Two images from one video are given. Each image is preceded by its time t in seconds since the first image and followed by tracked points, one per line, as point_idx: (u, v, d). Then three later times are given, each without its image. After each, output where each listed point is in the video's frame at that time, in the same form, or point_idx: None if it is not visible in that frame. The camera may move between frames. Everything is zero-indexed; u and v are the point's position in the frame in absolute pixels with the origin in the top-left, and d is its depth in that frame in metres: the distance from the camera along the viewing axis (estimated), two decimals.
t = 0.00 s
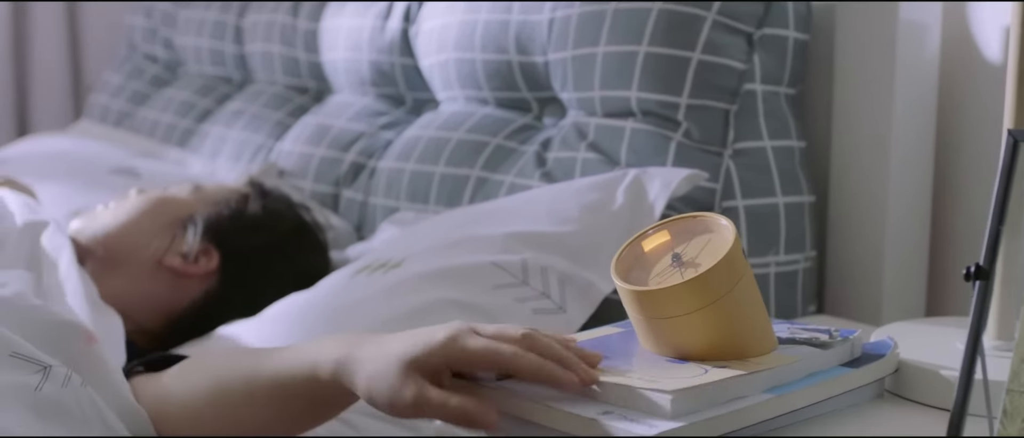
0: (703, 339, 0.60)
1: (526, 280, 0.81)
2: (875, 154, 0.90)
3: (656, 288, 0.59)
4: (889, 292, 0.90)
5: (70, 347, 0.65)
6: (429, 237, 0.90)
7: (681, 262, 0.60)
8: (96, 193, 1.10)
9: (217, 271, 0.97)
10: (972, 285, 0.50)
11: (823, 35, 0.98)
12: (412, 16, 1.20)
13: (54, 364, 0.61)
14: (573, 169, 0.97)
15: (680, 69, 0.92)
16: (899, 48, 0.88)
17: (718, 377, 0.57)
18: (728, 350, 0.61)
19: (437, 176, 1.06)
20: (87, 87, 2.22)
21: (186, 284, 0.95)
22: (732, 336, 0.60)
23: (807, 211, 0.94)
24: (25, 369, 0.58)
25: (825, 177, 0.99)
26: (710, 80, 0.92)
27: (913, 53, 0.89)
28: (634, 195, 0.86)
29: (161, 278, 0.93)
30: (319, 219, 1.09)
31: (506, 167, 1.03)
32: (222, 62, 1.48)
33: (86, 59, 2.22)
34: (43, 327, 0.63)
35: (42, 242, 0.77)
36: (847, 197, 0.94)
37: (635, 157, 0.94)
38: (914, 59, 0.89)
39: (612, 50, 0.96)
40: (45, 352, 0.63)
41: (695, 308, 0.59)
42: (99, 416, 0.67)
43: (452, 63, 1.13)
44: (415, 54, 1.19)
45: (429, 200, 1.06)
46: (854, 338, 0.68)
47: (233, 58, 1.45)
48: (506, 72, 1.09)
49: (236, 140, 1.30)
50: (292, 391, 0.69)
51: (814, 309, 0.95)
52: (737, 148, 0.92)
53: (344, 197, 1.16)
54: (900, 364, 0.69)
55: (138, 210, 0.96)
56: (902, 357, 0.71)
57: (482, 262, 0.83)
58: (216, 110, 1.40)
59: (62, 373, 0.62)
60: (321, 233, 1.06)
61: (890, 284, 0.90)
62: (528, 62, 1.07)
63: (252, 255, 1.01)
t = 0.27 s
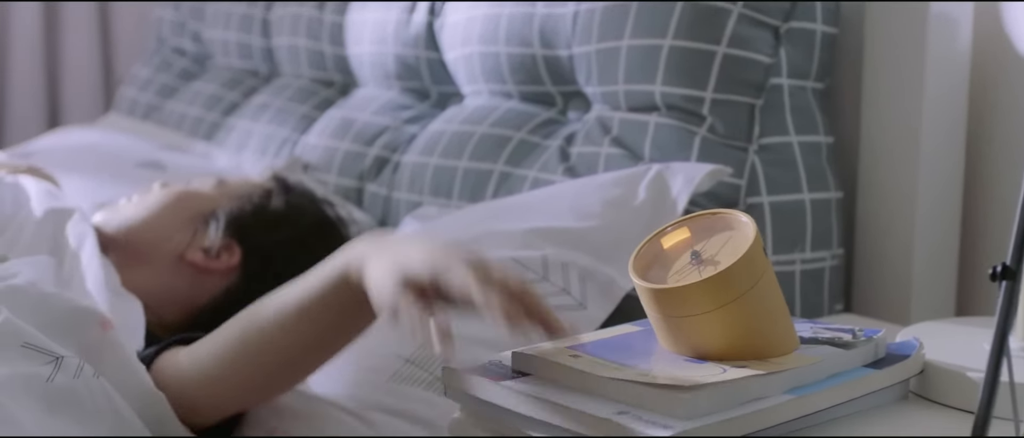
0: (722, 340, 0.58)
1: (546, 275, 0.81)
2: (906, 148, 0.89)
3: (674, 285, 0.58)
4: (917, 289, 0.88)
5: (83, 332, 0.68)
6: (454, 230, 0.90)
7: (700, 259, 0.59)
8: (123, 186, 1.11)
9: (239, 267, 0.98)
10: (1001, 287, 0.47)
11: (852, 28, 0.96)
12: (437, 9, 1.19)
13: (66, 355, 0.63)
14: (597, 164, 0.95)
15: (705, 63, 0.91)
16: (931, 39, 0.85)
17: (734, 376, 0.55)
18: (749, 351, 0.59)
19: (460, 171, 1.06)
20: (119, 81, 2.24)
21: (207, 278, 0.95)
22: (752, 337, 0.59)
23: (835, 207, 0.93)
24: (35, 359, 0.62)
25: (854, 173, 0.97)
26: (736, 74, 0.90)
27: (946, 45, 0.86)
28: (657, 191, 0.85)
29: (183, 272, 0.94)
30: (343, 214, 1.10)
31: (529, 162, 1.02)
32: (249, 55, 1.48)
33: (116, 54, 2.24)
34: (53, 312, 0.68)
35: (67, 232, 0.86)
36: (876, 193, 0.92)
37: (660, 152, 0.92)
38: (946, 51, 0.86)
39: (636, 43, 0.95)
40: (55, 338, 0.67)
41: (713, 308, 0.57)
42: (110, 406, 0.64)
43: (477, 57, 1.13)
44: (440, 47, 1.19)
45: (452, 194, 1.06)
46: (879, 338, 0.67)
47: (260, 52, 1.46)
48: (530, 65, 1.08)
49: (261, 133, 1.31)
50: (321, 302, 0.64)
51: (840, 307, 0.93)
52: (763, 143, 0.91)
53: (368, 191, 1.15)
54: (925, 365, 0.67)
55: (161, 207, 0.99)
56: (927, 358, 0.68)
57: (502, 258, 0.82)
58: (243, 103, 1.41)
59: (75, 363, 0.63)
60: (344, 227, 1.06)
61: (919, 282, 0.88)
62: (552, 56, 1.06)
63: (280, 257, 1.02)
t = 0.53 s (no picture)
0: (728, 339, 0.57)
1: (558, 272, 0.82)
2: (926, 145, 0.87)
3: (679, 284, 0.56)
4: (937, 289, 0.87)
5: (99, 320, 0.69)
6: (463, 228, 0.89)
7: (711, 259, 0.57)
8: (141, 180, 1.13)
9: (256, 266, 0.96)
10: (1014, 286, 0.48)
11: (871, 23, 0.95)
12: (453, 4, 1.19)
13: (73, 347, 0.61)
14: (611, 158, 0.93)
15: (721, 58, 0.90)
16: (950, 34, 0.84)
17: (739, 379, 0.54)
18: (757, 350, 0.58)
19: (475, 166, 1.05)
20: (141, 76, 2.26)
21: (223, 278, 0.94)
22: (759, 335, 0.57)
23: (852, 205, 0.92)
24: (43, 351, 0.58)
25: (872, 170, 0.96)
26: (752, 69, 0.89)
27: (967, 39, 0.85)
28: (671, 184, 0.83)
29: (199, 269, 0.94)
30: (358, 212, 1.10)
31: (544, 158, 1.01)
32: (266, 49, 1.49)
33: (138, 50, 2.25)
34: (64, 298, 0.66)
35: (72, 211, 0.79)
36: (895, 190, 0.91)
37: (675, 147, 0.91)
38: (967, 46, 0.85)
39: (651, 38, 0.94)
40: (63, 324, 0.65)
41: (719, 307, 0.56)
42: (117, 401, 0.70)
43: (492, 51, 1.12)
44: (456, 42, 1.19)
45: (466, 190, 1.04)
46: (893, 338, 0.65)
47: (277, 46, 1.46)
48: (546, 60, 1.07)
49: (277, 128, 1.31)
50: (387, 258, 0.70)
51: (857, 305, 0.92)
52: (778, 139, 0.90)
53: (382, 187, 1.14)
54: (941, 366, 0.65)
55: (185, 206, 1.00)
56: (943, 359, 0.66)
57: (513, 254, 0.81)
58: (260, 97, 1.41)
59: (80, 357, 0.62)
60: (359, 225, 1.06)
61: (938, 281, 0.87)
62: (568, 51, 1.05)
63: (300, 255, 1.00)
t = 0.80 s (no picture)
0: (747, 338, 0.54)
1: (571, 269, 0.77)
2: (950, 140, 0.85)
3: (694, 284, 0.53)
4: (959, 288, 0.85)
5: (108, 320, 0.69)
6: (479, 226, 0.90)
7: (727, 258, 0.54)
8: (159, 176, 1.14)
9: (268, 267, 0.98)
10: None
11: (893, 17, 0.93)
12: None
13: (83, 347, 0.65)
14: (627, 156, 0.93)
15: (739, 53, 0.89)
16: (973, 26, 0.82)
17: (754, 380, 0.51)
18: (776, 350, 0.54)
19: (491, 162, 1.05)
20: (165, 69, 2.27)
21: (235, 278, 0.97)
22: (780, 333, 0.54)
23: (872, 202, 0.90)
24: (53, 351, 0.63)
25: (893, 167, 0.94)
26: (771, 65, 0.88)
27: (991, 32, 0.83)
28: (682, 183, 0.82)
29: (212, 269, 0.97)
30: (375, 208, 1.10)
31: (559, 154, 1.01)
32: (285, 44, 1.49)
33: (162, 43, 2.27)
34: (71, 297, 0.67)
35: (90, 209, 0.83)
36: (917, 187, 0.89)
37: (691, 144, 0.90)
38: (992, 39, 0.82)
39: (668, 33, 0.93)
40: (74, 323, 0.67)
41: (738, 304, 0.52)
42: (122, 390, 0.66)
43: (509, 46, 1.12)
44: (473, 36, 1.18)
45: (482, 186, 1.05)
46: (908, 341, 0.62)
47: (297, 41, 1.46)
48: (563, 55, 1.07)
49: (295, 123, 1.32)
50: (412, 311, 0.70)
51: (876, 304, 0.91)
52: (797, 136, 0.88)
53: (399, 183, 1.15)
54: (958, 368, 0.63)
55: (200, 206, 1.02)
56: (962, 360, 0.64)
57: (526, 253, 0.80)
58: (278, 92, 1.42)
59: (91, 357, 0.65)
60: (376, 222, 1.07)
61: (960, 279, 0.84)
62: (585, 46, 1.04)
63: (316, 249, 1.00)
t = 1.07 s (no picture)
0: (760, 334, 0.52)
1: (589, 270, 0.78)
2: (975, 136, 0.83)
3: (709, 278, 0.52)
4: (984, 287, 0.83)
5: (122, 317, 0.70)
6: (498, 225, 0.89)
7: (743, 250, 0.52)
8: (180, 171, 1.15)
9: (287, 262, 1.00)
10: None
11: (918, 12, 0.91)
12: None
13: (95, 345, 0.67)
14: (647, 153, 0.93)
15: (760, 50, 0.87)
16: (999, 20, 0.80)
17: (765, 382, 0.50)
18: (788, 349, 0.53)
19: (511, 159, 1.05)
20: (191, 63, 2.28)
21: (253, 274, 0.98)
22: (795, 332, 0.52)
23: (895, 201, 0.88)
24: (66, 349, 0.65)
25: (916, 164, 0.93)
26: (792, 61, 0.87)
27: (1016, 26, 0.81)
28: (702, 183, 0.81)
29: (230, 264, 0.97)
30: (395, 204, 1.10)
31: (579, 151, 1.00)
32: (308, 40, 1.50)
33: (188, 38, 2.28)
34: (87, 294, 0.69)
35: (107, 204, 0.87)
36: (941, 184, 0.88)
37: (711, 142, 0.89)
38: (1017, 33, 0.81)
39: (689, 29, 0.92)
40: (88, 321, 0.69)
41: (753, 299, 0.51)
42: (133, 389, 0.67)
43: (530, 42, 1.11)
44: (494, 32, 1.18)
45: (502, 183, 1.05)
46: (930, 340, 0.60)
47: (319, 36, 1.47)
48: (584, 51, 1.06)
49: (317, 119, 1.32)
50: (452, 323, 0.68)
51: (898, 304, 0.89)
52: (819, 133, 0.87)
53: (420, 180, 1.15)
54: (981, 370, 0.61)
55: (216, 199, 1.01)
56: (985, 363, 0.62)
57: (546, 253, 0.80)
58: (301, 88, 1.43)
59: (103, 354, 0.66)
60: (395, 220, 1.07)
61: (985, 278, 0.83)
62: (605, 41, 1.04)
63: (333, 244, 1.02)
